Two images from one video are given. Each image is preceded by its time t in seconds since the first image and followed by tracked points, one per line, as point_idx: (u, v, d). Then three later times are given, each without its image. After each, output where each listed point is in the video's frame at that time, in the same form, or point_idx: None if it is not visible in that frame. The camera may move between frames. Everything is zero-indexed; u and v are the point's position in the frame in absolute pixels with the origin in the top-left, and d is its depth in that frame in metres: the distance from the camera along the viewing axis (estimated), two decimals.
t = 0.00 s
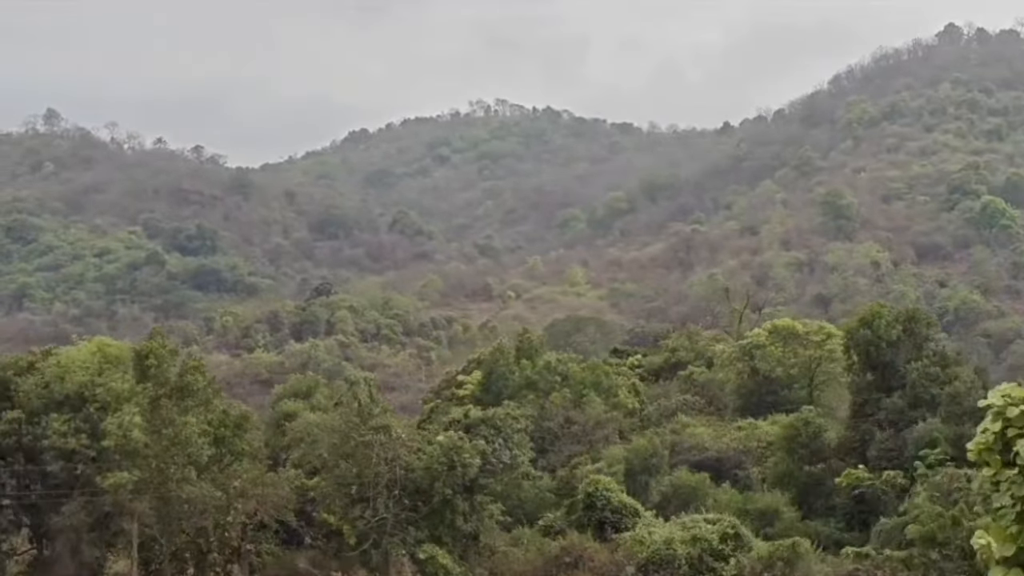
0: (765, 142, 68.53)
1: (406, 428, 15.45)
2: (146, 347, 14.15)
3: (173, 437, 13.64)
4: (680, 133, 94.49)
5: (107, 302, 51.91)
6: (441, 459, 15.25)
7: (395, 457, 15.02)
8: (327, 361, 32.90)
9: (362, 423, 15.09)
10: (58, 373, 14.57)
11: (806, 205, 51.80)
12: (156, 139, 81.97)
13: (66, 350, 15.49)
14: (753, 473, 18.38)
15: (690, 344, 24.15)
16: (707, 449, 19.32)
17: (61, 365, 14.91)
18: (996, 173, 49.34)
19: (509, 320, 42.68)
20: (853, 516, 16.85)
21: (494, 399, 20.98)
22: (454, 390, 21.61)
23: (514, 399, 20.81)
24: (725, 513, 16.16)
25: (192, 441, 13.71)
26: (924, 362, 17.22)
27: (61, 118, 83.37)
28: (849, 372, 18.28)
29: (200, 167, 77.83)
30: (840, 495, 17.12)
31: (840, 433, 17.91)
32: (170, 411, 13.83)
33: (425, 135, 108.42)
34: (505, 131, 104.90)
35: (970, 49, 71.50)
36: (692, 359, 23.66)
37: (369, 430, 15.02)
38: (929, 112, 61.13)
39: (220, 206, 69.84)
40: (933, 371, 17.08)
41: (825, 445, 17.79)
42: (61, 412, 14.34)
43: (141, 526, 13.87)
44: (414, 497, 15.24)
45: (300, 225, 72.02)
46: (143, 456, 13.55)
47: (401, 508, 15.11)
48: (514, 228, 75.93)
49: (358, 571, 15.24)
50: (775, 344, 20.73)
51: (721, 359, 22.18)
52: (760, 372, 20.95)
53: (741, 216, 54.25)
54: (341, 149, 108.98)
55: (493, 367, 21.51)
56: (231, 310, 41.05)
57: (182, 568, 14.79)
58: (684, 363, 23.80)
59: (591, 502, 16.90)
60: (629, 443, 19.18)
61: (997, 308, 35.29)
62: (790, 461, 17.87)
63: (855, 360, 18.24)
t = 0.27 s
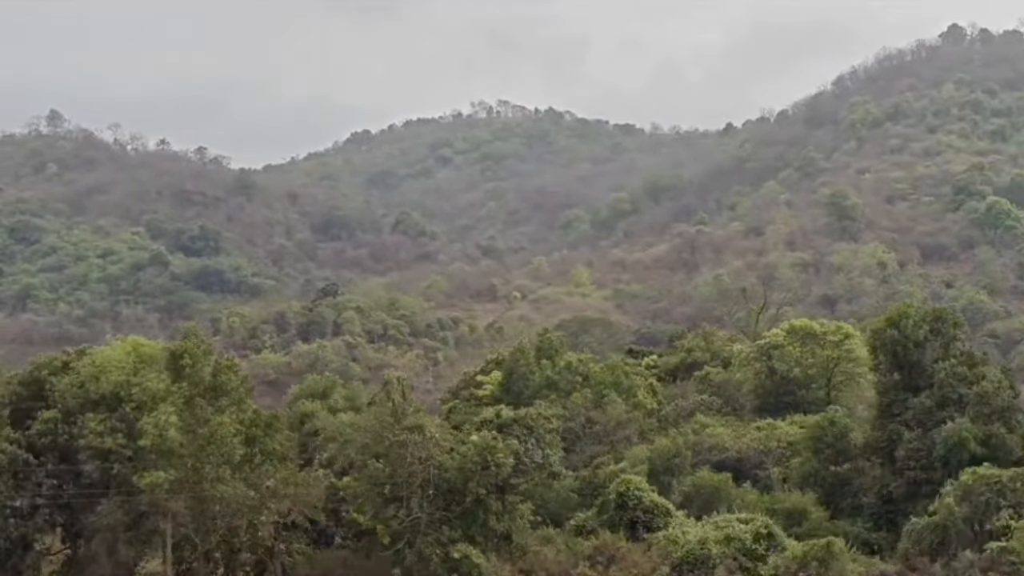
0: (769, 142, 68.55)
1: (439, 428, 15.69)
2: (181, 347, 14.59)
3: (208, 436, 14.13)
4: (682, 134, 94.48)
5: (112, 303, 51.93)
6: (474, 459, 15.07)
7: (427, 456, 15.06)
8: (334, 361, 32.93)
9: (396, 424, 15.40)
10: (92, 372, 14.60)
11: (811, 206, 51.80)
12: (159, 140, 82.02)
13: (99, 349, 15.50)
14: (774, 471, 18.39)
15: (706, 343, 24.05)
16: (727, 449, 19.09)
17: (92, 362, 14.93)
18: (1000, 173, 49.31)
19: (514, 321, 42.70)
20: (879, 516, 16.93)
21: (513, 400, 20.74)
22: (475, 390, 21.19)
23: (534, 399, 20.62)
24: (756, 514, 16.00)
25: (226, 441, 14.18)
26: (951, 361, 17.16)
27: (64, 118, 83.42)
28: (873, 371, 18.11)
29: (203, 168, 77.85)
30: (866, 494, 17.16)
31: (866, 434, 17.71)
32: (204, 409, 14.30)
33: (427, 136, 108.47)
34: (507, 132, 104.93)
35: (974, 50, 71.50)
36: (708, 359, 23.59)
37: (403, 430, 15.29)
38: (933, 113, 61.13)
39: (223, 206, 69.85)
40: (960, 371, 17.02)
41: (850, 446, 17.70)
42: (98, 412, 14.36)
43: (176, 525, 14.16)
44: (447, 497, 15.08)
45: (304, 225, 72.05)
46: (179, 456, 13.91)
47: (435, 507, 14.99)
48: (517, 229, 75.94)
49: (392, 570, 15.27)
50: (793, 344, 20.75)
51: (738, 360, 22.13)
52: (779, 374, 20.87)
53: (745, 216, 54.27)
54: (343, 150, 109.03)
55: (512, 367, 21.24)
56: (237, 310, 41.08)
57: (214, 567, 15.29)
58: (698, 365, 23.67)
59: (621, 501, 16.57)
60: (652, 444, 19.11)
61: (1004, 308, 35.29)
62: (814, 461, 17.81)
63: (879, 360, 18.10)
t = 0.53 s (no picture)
0: (771, 142, 68.55)
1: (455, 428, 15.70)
2: (199, 346, 14.73)
3: (225, 434, 14.30)
4: (684, 134, 94.48)
5: (114, 302, 51.94)
6: (491, 459, 14.97)
7: (445, 455, 15.02)
8: (338, 361, 32.93)
9: (413, 423, 15.43)
10: (110, 372, 14.85)
11: (813, 206, 51.78)
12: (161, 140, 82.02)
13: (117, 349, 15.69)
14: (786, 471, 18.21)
15: (714, 342, 23.96)
16: (738, 448, 19.00)
17: (108, 364, 15.14)
18: (1003, 173, 49.28)
19: (517, 321, 42.69)
20: (893, 516, 16.87)
21: (524, 400, 20.63)
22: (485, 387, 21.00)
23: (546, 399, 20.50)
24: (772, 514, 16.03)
25: (243, 441, 14.33)
26: (965, 360, 17.23)
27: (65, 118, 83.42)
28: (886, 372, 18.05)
29: (205, 167, 77.87)
30: (881, 494, 17.07)
31: (880, 434, 17.63)
32: (221, 408, 14.52)
33: (428, 136, 108.47)
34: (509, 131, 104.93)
35: (976, 50, 71.48)
36: (717, 359, 23.49)
37: (421, 430, 15.32)
38: (935, 113, 61.15)
39: (225, 206, 69.85)
40: (971, 370, 17.12)
41: (864, 446, 17.59)
42: (116, 411, 14.59)
43: (193, 524, 14.28)
44: (464, 496, 14.99)
45: (305, 225, 72.05)
46: (197, 456, 14.09)
47: (452, 507, 14.93)
48: (518, 229, 75.93)
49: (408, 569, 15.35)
50: (803, 344, 20.76)
51: (747, 360, 22.08)
52: (789, 374, 20.84)
53: (748, 216, 54.25)
54: (345, 150, 109.01)
55: (524, 368, 21.16)
56: (240, 310, 41.07)
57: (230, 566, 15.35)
58: (707, 364, 23.58)
59: (637, 501, 16.29)
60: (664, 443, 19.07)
61: (1007, 308, 35.28)
62: (829, 460, 17.69)
63: (892, 360, 18.06)
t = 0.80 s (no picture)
0: (773, 142, 68.53)
1: (472, 427, 15.13)
2: (217, 345, 14.19)
3: (243, 434, 13.69)
4: (686, 134, 94.48)
5: (117, 303, 51.91)
6: (508, 458, 14.51)
7: (461, 454, 14.54)
8: (342, 361, 32.90)
9: (430, 422, 14.82)
10: (130, 371, 14.24)
11: (816, 206, 51.77)
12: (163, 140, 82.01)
13: (137, 347, 15.08)
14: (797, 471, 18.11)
15: (721, 342, 23.91)
16: (748, 447, 18.85)
17: (127, 364, 14.53)
18: (1006, 173, 49.22)
19: (521, 320, 42.69)
20: (908, 514, 16.56)
21: (534, 399, 20.59)
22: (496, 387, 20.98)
23: (559, 397, 20.45)
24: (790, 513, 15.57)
25: (261, 439, 13.74)
26: (978, 359, 16.86)
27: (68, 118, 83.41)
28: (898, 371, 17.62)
29: (208, 167, 77.88)
30: (894, 493, 16.80)
31: (892, 434, 17.25)
32: (239, 407, 13.90)
33: (430, 136, 108.48)
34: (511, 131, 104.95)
35: (978, 50, 71.48)
36: (725, 359, 23.44)
37: (438, 428, 14.73)
38: (938, 113, 61.15)
39: (227, 206, 69.82)
40: (983, 368, 16.77)
41: (877, 445, 17.26)
42: (134, 411, 13.97)
43: (211, 524, 13.66)
44: (481, 494, 14.60)
45: (308, 225, 72.01)
46: (216, 453, 13.46)
47: (469, 506, 14.53)
48: (520, 228, 75.93)
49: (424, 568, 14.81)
50: (812, 343, 20.77)
51: (755, 360, 22.13)
52: (798, 374, 20.81)
53: (751, 216, 54.23)
54: (347, 149, 109.04)
55: (534, 367, 21.13)
56: (244, 310, 41.04)
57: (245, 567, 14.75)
58: (716, 364, 23.60)
59: (653, 500, 15.93)
60: (677, 442, 18.86)
61: (1011, 308, 35.22)
62: (842, 460, 17.48)
63: (903, 359, 17.63)
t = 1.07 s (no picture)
0: (776, 142, 68.56)
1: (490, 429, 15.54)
2: (235, 346, 14.91)
3: (261, 434, 14.29)
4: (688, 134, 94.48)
5: (120, 302, 51.91)
6: (526, 457, 14.83)
7: (479, 453, 14.88)
8: (347, 360, 32.89)
9: (447, 422, 15.37)
10: (148, 370, 14.92)
11: (820, 206, 51.74)
12: (166, 140, 82.04)
13: (152, 346, 15.73)
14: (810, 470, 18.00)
15: (730, 342, 23.87)
16: (758, 447, 18.75)
17: (144, 362, 15.18)
18: (1010, 172, 49.24)
19: (525, 320, 42.67)
20: (921, 513, 16.58)
21: (545, 399, 20.47)
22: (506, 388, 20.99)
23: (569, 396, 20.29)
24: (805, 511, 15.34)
25: (278, 439, 14.33)
26: (992, 359, 16.89)
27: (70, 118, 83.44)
28: (912, 370, 17.55)
29: (211, 167, 77.88)
30: (908, 492, 16.84)
31: (907, 431, 17.26)
32: (257, 407, 14.56)
33: (432, 136, 108.49)
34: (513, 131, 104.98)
35: (981, 50, 71.52)
36: (734, 358, 23.41)
37: (455, 429, 15.23)
38: (941, 113, 61.22)
39: (230, 206, 69.85)
40: (997, 368, 16.77)
41: (890, 444, 17.23)
42: (153, 409, 14.61)
43: (229, 523, 14.13)
44: (498, 493, 14.87)
45: (311, 224, 72.02)
46: (233, 452, 14.09)
47: (487, 505, 14.78)
48: (523, 228, 75.89)
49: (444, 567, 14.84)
50: (821, 343, 20.74)
51: (766, 359, 22.04)
52: (807, 373, 20.80)
53: (754, 216, 54.19)
54: (349, 149, 109.03)
55: (545, 366, 21.00)
56: (249, 310, 41.02)
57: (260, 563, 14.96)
58: (724, 363, 23.52)
59: (670, 499, 15.81)
60: (688, 441, 18.80)
61: (1016, 307, 35.22)
62: (856, 459, 17.41)
63: (917, 359, 17.55)
